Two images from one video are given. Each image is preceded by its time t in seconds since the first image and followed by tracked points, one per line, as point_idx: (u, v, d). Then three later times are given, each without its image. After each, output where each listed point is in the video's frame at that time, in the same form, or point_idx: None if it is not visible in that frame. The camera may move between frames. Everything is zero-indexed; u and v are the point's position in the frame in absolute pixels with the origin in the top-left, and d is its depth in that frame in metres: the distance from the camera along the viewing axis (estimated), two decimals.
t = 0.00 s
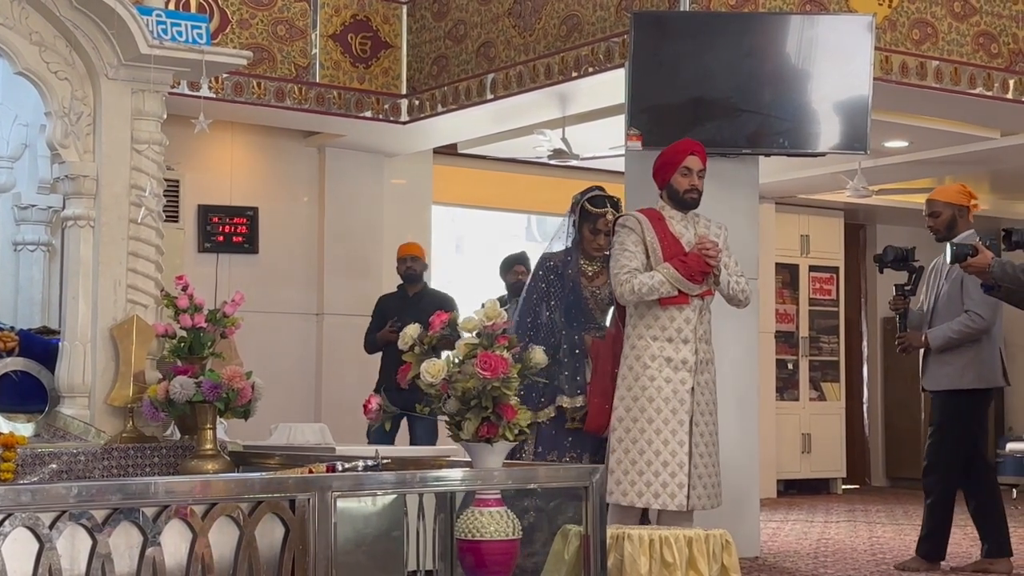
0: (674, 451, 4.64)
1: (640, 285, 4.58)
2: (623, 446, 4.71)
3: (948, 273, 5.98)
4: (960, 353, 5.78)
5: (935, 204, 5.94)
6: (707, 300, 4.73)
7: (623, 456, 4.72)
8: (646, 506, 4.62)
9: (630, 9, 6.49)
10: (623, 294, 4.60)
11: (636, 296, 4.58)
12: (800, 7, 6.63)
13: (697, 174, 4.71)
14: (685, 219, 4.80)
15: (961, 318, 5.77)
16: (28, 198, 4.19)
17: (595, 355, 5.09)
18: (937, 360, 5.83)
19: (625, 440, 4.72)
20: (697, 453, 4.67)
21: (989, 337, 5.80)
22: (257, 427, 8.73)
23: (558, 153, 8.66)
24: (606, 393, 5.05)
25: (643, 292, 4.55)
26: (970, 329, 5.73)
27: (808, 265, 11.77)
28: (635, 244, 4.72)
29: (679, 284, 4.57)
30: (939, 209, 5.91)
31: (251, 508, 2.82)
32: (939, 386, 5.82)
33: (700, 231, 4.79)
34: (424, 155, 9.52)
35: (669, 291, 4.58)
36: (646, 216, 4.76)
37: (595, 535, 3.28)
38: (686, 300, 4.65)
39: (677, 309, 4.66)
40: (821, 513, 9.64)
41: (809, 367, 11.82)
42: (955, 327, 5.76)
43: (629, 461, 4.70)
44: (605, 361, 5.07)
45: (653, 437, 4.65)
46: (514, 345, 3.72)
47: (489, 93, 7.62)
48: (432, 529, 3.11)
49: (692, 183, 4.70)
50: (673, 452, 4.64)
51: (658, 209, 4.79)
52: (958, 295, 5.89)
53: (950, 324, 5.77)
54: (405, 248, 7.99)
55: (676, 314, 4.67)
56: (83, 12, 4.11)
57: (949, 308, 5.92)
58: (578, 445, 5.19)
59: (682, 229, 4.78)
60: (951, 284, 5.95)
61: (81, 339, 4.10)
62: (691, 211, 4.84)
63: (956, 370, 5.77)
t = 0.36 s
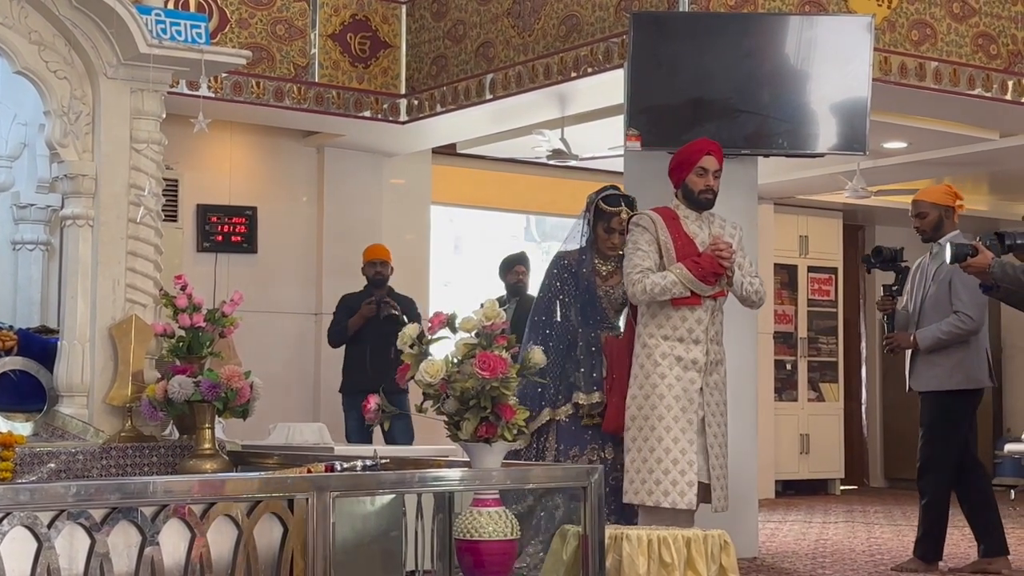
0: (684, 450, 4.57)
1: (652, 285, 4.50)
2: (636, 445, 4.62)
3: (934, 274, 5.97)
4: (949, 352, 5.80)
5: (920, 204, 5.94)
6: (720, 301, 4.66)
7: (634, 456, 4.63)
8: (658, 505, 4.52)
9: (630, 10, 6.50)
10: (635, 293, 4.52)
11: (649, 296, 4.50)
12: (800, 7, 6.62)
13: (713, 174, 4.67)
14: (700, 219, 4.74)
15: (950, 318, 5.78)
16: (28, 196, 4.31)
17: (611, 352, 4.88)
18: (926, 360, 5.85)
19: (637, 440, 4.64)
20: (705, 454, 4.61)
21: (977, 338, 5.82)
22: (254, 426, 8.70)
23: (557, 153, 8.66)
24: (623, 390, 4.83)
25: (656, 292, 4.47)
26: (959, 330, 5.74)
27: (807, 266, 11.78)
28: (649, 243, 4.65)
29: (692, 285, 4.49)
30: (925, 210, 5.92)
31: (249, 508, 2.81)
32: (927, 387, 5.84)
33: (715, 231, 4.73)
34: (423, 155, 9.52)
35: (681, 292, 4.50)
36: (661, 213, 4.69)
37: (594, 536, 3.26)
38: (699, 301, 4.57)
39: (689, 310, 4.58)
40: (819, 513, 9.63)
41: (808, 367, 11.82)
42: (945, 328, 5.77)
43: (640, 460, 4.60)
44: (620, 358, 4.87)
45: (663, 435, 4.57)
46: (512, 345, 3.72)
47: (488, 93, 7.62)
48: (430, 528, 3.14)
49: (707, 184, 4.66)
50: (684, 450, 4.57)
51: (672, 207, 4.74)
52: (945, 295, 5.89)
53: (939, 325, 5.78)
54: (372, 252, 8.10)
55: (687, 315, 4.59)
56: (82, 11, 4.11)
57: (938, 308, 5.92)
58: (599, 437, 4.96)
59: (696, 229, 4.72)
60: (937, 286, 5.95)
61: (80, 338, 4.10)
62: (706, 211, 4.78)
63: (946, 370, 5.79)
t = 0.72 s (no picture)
0: (696, 451, 4.51)
1: (661, 286, 4.43)
2: (648, 447, 4.55)
3: (923, 273, 5.98)
4: (940, 352, 5.80)
5: (911, 202, 5.97)
6: (730, 300, 4.60)
7: (646, 457, 4.56)
8: (672, 507, 4.48)
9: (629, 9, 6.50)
10: (643, 296, 4.46)
11: (658, 298, 4.43)
12: (799, 7, 6.63)
13: (720, 172, 4.65)
14: (707, 217, 4.70)
15: (941, 318, 5.79)
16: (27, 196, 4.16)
17: (622, 351, 4.80)
18: (917, 360, 5.85)
19: (648, 442, 4.56)
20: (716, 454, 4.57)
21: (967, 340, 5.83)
22: (254, 425, 8.70)
23: (556, 152, 8.66)
24: (633, 391, 4.76)
25: (665, 294, 4.41)
26: (950, 330, 5.75)
27: (807, 266, 11.78)
28: (657, 243, 4.59)
29: (702, 286, 4.43)
30: (917, 209, 5.95)
31: (247, 506, 2.81)
32: (917, 386, 5.83)
33: (722, 229, 4.70)
34: (423, 153, 9.52)
35: (691, 293, 4.44)
36: (668, 213, 4.64)
37: (593, 534, 3.27)
38: (710, 302, 4.51)
39: (699, 310, 4.52)
40: (818, 513, 9.63)
41: (807, 367, 11.81)
42: (936, 327, 5.77)
43: (652, 463, 4.54)
44: (631, 358, 4.79)
45: (675, 437, 4.51)
46: (511, 344, 3.72)
47: (488, 92, 7.62)
48: (429, 526, 3.10)
49: (714, 182, 4.64)
50: (696, 452, 4.51)
51: (679, 206, 4.70)
52: (935, 295, 5.91)
53: (930, 324, 5.78)
54: (358, 251, 8.08)
55: (698, 315, 4.53)
56: (82, 9, 4.11)
57: (929, 309, 5.93)
58: (608, 441, 4.84)
59: (704, 228, 4.68)
60: (926, 285, 5.95)
61: (79, 337, 4.09)
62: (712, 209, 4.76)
63: (937, 369, 5.78)
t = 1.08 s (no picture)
0: (708, 451, 4.29)
1: (670, 281, 4.20)
2: (656, 446, 4.33)
3: (914, 273, 5.96)
4: (931, 351, 5.75)
5: (902, 199, 5.98)
6: (739, 293, 4.38)
7: (654, 458, 4.34)
8: (683, 509, 4.26)
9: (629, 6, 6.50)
10: (653, 291, 4.21)
11: (668, 294, 4.20)
12: (800, 4, 6.62)
13: (727, 162, 4.37)
14: (714, 210, 4.43)
15: (935, 318, 5.75)
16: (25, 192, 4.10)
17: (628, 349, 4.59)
18: (911, 360, 5.79)
19: (656, 441, 4.35)
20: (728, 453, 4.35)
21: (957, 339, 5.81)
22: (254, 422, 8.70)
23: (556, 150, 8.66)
24: (638, 389, 4.52)
25: (676, 289, 4.18)
26: (942, 329, 5.72)
27: (806, 264, 11.78)
28: (664, 237, 4.33)
29: (714, 280, 4.21)
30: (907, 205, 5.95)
31: (247, 502, 2.79)
32: (910, 385, 5.79)
33: (729, 221, 4.44)
34: (423, 151, 9.52)
35: (702, 288, 4.22)
36: (673, 205, 4.37)
37: (593, 531, 3.26)
38: (720, 295, 4.29)
39: (710, 305, 4.30)
40: (817, 511, 9.64)
41: (807, 365, 11.81)
42: (930, 326, 5.73)
43: (662, 463, 4.32)
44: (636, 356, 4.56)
45: (686, 438, 4.29)
46: (510, 341, 3.72)
47: (488, 89, 7.61)
48: (428, 524, 3.12)
49: (722, 173, 4.35)
50: (708, 452, 4.29)
51: (684, 198, 4.43)
52: (927, 294, 5.89)
53: (925, 323, 5.75)
54: (362, 249, 8.06)
55: (709, 310, 4.31)
56: (83, 6, 4.11)
57: (922, 307, 5.90)
58: (614, 442, 4.61)
59: (711, 221, 4.41)
60: (918, 284, 5.94)
61: (78, 333, 4.09)
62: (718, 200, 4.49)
63: (930, 369, 5.74)
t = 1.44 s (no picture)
0: (716, 451, 4.12)
1: (678, 279, 4.09)
2: (661, 447, 4.20)
3: (907, 272, 5.97)
4: (924, 351, 5.76)
5: (898, 197, 5.96)
6: (746, 293, 4.27)
7: (660, 458, 4.20)
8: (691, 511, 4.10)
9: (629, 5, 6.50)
10: (661, 290, 4.11)
11: (676, 292, 4.09)
12: (799, 3, 6.61)
13: (735, 159, 4.27)
14: (721, 207, 4.34)
15: (930, 317, 5.75)
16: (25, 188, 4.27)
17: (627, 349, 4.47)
18: (904, 356, 5.79)
19: (662, 442, 4.21)
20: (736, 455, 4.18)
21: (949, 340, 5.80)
22: (253, 420, 8.70)
23: (556, 148, 8.66)
24: (638, 386, 4.39)
25: (684, 287, 4.07)
26: (936, 329, 5.72)
27: (806, 263, 11.79)
28: (672, 234, 4.24)
29: (722, 279, 4.10)
30: (904, 202, 5.93)
31: (246, 500, 2.79)
32: (899, 382, 5.80)
33: (737, 219, 4.34)
34: (423, 148, 9.51)
35: (710, 287, 4.10)
36: (681, 202, 4.28)
37: (591, 530, 3.29)
38: (727, 295, 4.19)
39: (716, 305, 4.20)
40: (816, 510, 9.64)
41: (806, 364, 11.82)
42: (925, 325, 5.74)
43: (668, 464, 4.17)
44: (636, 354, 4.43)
45: (692, 437, 4.14)
46: (509, 339, 3.73)
47: (487, 87, 7.61)
48: (427, 522, 3.12)
49: (730, 170, 4.25)
50: (716, 452, 4.12)
51: (691, 195, 4.33)
52: (922, 293, 5.89)
53: (920, 323, 5.75)
54: (369, 248, 8.04)
55: (715, 309, 4.20)
56: (83, 4, 4.11)
57: (916, 307, 5.90)
58: (614, 441, 4.57)
59: (719, 218, 4.31)
60: (912, 283, 5.94)
61: (78, 330, 4.09)
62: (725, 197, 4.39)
63: (923, 369, 5.73)
